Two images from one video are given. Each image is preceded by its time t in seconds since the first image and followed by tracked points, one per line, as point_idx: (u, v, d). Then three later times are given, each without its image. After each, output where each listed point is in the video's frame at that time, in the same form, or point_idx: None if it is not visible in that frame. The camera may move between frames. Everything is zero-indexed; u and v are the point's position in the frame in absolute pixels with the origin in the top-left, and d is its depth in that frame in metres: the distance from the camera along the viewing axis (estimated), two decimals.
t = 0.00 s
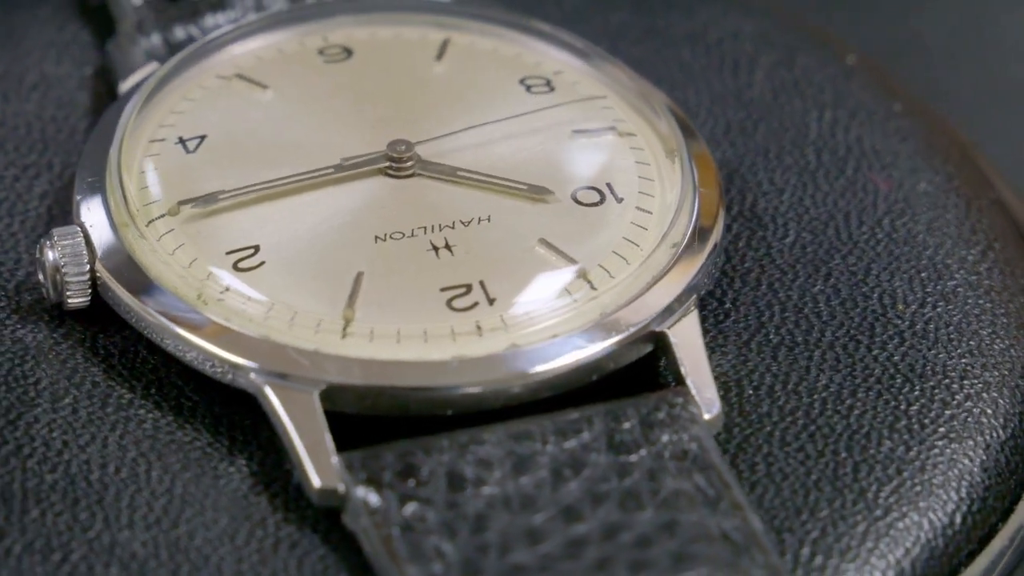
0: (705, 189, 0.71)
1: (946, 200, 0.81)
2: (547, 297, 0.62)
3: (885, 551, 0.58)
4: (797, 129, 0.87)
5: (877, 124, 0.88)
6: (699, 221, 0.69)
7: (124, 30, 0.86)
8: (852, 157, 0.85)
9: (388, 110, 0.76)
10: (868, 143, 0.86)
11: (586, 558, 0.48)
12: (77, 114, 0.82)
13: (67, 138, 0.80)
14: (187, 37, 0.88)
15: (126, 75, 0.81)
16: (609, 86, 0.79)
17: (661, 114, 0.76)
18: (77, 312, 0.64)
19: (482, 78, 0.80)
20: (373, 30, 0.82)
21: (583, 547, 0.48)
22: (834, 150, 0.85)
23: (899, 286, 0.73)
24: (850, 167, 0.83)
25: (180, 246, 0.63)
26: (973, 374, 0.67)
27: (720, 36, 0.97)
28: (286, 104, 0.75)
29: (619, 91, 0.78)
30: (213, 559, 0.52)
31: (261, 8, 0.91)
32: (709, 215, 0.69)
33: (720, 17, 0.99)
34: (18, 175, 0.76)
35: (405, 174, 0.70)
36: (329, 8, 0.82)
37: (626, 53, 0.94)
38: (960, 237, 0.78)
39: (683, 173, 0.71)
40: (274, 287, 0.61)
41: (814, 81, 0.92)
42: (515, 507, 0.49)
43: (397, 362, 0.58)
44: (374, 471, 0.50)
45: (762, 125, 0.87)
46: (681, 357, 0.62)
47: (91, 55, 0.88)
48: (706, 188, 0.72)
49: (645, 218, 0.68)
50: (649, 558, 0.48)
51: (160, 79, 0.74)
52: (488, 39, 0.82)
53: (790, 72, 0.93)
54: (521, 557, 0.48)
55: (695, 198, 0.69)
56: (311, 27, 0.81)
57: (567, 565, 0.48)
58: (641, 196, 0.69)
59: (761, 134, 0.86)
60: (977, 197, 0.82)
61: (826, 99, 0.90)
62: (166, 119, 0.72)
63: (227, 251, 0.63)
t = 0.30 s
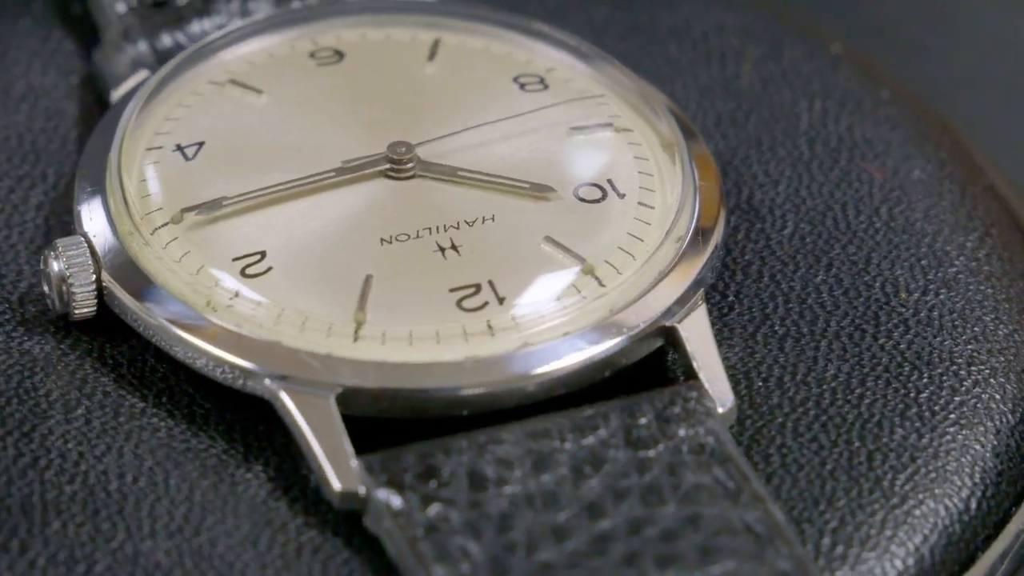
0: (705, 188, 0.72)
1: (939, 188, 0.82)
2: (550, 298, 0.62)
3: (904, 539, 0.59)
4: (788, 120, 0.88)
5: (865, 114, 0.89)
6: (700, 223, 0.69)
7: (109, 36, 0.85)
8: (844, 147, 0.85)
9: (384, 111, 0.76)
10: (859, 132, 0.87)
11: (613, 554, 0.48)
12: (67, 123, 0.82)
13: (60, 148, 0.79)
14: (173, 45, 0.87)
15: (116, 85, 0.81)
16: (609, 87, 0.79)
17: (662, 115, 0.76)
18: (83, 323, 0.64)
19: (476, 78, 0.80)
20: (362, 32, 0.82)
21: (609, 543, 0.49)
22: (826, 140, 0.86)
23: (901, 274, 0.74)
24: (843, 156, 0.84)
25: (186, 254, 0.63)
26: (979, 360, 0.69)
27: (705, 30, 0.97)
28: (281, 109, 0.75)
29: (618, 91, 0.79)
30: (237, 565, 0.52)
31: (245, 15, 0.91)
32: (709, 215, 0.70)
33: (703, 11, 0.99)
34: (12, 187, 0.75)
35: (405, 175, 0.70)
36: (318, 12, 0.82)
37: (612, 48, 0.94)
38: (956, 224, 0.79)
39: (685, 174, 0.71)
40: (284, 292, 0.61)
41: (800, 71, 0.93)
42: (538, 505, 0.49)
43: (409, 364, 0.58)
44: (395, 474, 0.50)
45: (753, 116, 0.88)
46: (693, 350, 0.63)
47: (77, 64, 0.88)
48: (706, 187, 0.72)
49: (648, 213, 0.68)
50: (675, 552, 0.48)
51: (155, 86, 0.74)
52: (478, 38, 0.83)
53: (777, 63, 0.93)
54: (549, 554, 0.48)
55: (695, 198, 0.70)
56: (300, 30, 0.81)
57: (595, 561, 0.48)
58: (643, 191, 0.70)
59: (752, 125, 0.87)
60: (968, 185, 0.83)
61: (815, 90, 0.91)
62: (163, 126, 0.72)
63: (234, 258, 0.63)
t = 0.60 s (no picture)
0: (705, 190, 0.72)
1: (932, 176, 0.83)
2: (549, 300, 0.62)
3: (922, 527, 0.60)
4: (778, 112, 0.89)
5: (853, 105, 0.90)
6: (701, 224, 0.69)
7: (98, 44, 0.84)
8: (835, 138, 0.86)
9: (382, 113, 0.76)
10: (848, 122, 0.88)
11: (638, 550, 0.48)
12: (59, 134, 0.81)
13: (55, 159, 0.79)
14: (161, 52, 0.86)
15: (108, 92, 0.80)
16: (610, 89, 0.79)
17: (662, 116, 0.76)
18: (90, 333, 0.63)
19: (469, 78, 0.80)
20: (352, 34, 0.82)
21: (633, 539, 0.49)
22: (817, 132, 0.87)
23: (901, 262, 0.75)
24: (835, 148, 0.85)
25: (191, 262, 0.63)
26: (984, 345, 0.70)
27: (690, 25, 0.98)
28: (277, 113, 0.75)
29: (616, 90, 0.79)
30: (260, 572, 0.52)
31: (232, 22, 0.90)
32: (709, 216, 0.70)
33: (687, 6, 1.00)
34: (8, 198, 0.75)
35: (405, 177, 0.70)
36: (306, 17, 0.82)
37: (598, 45, 0.95)
38: (953, 212, 0.80)
39: (685, 175, 0.71)
40: (292, 298, 0.61)
41: (786, 64, 0.94)
42: (560, 504, 0.50)
43: (423, 367, 0.58)
44: (414, 476, 0.50)
45: (743, 110, 0.89)
46: (704, 342, 0.64)
47: (65, 74, 0.87)
48: (707, 187, 0.72)
49: (650, 208, 0.69)
50: (699, 545, 0.49)
51: (151, 94, 0.74)
52: (469, 37, 0.83)
53: (762, 58, 0.94)
54: (573, 552, 0.48)
55: (696, 200, 0.70)
56: (291, 35, 0.81)
57: (620, 558, 0.48)
58: (643, 186, 0.71)
59: (742, 119, 0.88)
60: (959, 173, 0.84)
61: (802, 81, 0.92)
62: (160, 133, 0.71)
63: (241, 265, 0.63)
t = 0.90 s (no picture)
0: (707, 194, 0.72)
1: (924, 162, 0.88)
2: (551, 302, 0.62)
3: (940, 513, 0.62)
4: (768, 105, 0.93)
5: (843, 94, 0.94)
6: (702, 226, 0.69)
7: (85, 54, 0.83)
8: (827, 128, 0.91)
9: (380, 115, 0.77)
10: (838, 112, 0.92)
11: (663, 545, 0.49)
12: (50, 144, 0.80)
13: (48, 170, 0.78)
14: (149, 60, 0.86)
15: (99, 100, 0.79)
16: (615, 93, 0.80)
17: (664, 118, 0.76)
18: (97, 343, 0.63)
19: (463, 79, 0.81)
20: (342, 37, 0.83)
21: (659, 535, 0.50)
22: (809, 122, 0.91)
23: (901, 252, 0.79)
24: (827, 141, 0.89)
25: (199, 270, 0.62)
26: (987, 333, 0.73)
27: (674, 20, 1.01)
28: (273, 118, 0.75)
29: (614, 91, 0.80)
30: None
31: (219, 28, 0.90)
32: (710, 218, 0.70)
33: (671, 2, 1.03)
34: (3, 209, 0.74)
35: (405, 179, 0.70)
36: (292, 21, 0.82)
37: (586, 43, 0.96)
38: (948, 202, 0.84)
39: (687, 176, 0.72)
40: (304, 302, 0.61)
41: (777, 56, 0.98)
42: (582, 501, 0.50)
43: (438, 368, 0.58)
44: (435, 478, 0.50)
45: (733, 103, 0.93)
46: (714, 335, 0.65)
47: (52, 84, 0.86)
48: (709, 191, 0.72)
49: (651, 203, 0.70)
50: (724, 539, 0.50)
51: (149, 102, 0.73)
52: (460, 37, 0.84)
53: (749, 48, 0.98)
54: (600, 550, 0.48)
55: (698, 203, 0.70)
56: (282, 40, 0.81)
57: (647, 554, 0.49)
58: (643, 182, 0.72)
59: (734, 110, 0.92)
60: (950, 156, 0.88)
61: (791, 73, 0.96)
62: (158, 141, 0.71)
63: (249, 271, 0.63)
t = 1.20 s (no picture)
0: (708, 194, 0.72)
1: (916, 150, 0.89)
2: (557, 303, 0.62)
3: (956, 501, 0.64)
4: (757, 96, 0.94)
5: (830, 84, 0.96)
6: (703, 227, 0.69)
7: (75, 63, 0.83)
8: (819, 118, 0.92)
9: (379, 118, 0.77)
10: (826, 101, 0.94)
11: (689, 539, 0.49)
12: (45, 155, 0.80)
13: (45, 182, 0.77)
14: (139, 67, 0.85)
15: (94, 107, 0.78)
16: (616, 95, 0.80)
17: (665, 119, 0.77)
18: (106, 354, 0.63)
19: (456, 78, 0.81)
20: (333, 41, 0.83)
21: (684, 530, 0.50)
22: (800, 113, 0.92)
23: (900, 241, 0.80)
24: (819, 131, 0.91)
25: (208, 277, 0.62)
26: (990, 319, 0.75)
27: (658, 14, 1.02)
28: (270, 123, 0.75)
29: (611, 89, 0.80)
30: None
31: (207, 34, 0.89)
32: (711, 219, 0.70)
33: None
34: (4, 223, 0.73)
35: (408, 181, 0.71)
36: (283, 25, 0.82)
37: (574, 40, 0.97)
38: (945, 189, 0.86)
39: (688, 177, 0.72)
40: (315, 307, 0.61)
41: (763, 47, 0.99)
42: (604, 498, 0.50)
43: (453, 368, 0.58)
44: (456, 480, 0.50)
45: (722, 96, 0.94)
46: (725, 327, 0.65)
47: (42, 94, 0.86)
48: (709, 189, 0.72)
49: (653, 199, 0.71)
50: (749, 532, 0.50)
51: (147, 109, 0.73)
52: (451, 37, 0.84)
53: (735, 39, 1.00)
54: (626, 547, 0.49)
55: (699, 204, 0.70)
56: (273, 44, 0.81)
57: (673, 549, 0.49)
58: (644, 177, 0.72)
59: (723, 101, 0.93)
60: (939, 145, 0.91)
61: (777, 64, 0.97)
62: (157, 148, 0.71)
63: (258, 277, 0.62)
